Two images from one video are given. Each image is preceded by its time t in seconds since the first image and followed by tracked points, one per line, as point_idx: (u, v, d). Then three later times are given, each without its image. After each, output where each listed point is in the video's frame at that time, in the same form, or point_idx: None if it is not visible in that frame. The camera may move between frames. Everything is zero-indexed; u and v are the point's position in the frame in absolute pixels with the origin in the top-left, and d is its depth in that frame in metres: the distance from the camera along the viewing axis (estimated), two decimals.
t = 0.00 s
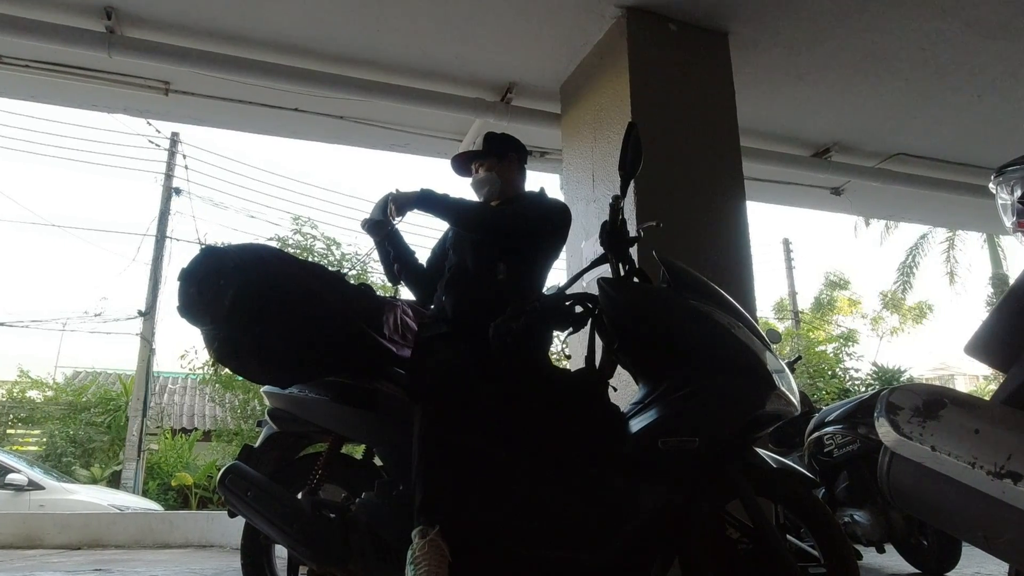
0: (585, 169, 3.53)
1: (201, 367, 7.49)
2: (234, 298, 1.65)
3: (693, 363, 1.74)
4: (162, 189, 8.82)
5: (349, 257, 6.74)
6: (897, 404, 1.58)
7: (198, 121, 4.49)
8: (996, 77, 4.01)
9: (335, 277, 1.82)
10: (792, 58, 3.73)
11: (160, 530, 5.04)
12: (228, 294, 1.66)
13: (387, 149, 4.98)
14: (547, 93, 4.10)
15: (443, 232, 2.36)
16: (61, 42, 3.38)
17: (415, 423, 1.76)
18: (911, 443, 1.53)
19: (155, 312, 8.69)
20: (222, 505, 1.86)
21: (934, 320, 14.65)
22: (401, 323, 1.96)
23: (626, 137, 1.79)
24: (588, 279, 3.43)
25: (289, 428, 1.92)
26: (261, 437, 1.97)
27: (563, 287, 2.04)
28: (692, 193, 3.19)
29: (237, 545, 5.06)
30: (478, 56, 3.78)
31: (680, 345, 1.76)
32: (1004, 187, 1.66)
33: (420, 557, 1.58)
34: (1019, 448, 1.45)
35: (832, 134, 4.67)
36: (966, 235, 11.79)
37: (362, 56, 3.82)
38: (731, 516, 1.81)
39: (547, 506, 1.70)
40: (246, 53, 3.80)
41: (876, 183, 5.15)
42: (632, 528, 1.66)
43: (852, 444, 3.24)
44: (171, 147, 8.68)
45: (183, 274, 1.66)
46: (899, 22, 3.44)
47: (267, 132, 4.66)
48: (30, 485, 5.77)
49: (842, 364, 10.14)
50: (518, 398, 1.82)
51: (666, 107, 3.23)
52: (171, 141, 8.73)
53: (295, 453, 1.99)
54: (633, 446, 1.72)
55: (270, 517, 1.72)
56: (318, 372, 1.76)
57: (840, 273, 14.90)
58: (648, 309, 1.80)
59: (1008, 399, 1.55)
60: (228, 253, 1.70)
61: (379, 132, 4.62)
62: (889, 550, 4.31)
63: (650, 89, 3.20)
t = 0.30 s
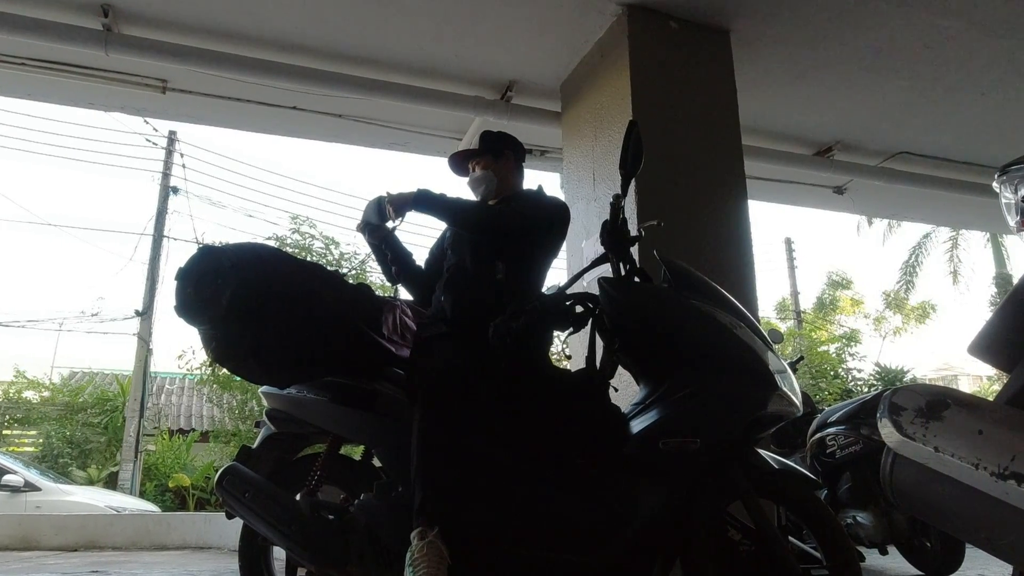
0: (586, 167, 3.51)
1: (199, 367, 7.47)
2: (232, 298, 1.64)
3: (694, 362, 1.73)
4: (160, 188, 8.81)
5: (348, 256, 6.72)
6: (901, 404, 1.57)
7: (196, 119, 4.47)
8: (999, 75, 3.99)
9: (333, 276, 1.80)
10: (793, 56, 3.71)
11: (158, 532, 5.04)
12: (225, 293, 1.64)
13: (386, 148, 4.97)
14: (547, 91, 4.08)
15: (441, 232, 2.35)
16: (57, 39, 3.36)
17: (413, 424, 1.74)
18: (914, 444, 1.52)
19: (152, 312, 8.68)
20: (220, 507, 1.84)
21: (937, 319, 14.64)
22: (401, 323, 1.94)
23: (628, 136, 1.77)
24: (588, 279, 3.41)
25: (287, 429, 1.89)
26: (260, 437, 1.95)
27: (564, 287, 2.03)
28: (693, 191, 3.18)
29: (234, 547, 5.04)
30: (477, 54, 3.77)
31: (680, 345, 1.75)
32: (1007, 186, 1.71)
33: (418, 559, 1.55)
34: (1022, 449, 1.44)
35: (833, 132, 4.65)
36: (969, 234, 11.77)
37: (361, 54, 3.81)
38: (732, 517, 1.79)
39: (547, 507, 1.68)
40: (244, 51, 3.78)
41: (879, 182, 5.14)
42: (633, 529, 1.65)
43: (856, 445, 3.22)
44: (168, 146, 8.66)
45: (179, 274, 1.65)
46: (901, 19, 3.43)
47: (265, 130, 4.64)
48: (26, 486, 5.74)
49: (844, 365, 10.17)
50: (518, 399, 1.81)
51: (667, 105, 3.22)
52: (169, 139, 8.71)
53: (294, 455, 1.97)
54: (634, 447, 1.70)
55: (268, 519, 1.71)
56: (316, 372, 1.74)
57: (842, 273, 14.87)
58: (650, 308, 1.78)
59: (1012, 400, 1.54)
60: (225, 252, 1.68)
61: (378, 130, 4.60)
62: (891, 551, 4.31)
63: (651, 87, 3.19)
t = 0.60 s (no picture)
0: (586, 166, 3.50)
1: (197, 367, 7.46)
2: (229, 298, 1.62)
3: (696, 363, 1.72)
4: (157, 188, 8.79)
5: (347, 255, 6.71)
6: (904, 405, 1.56)
7: (193, 118, 4.45)
8: (1002, 73, 3.98)
9: (332, 276, 1.79)
10: (794, 54, 3.70)
11: (156, 533, 5.03)
12: (223, 293, 1.63)
13: (385, 147, 4.95)
14: (547, 89, 4.07)
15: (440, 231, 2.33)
16: (54, 37, 3.35)
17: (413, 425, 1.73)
18: (918, 445, 1.52)
19: (149, 312, 8.66)
20: (218, 508, 1.82)
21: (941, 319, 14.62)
22: (400, 323, 1.93)
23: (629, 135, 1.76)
24: (590, 279, 3.40)
25: (285, 429, 1.88)
26: (258, 438, 1.94)
27: (564, 287, 2.01)
28: (695, 190, 3.16)
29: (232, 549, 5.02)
30: (477, 52, 3.75)
31: (682, 346, 1.74)
32: (1012, 183, 1.70)
33: (417, 561, 1.54)
34: None
35: (835, 131, 4.64)
36: (972, 233, 11.74)
37: (361, 52, 3.79)
38: (733, 518, 1.78)
39: (547, 509, 1.67)
40: (242, 49, 3.77)
41: (881, 181, 5.12)
42: (634, 531, 1.64)
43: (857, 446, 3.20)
44: (165, 145, 8.64)
45: (176, 274, 1.63)
46: (903, 17, 3.42)
47: (263, 129, 4.62)
48: (22, 488, 5.74)
49: (847, 365, 10.17)
50: (519, 399, 1.79)
51: (669, 103, 3.20)
52: (166, 138, 8.69)
53: (292, 456, 1.96)
54: (634, 448, 1.69)
55: (265, 521, 1.69)
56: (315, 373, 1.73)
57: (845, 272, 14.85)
58: (651, 309, 1.76)
59: (1016, 399, 1.53)
60: (222, 252, 1.66)
61: (377, 129, 4.59)
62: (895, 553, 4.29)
63: (652, 85, 3.17)
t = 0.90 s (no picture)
0: (586, 165, 3.48)
1: (195, 368, 7.43)
2: (228, 295, 1.61)
3: (695, 363, 1.70)
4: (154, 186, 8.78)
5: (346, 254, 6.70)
6: (906, 405, 1.56)
7: (190, 116, 4.44)
8: (1004, 72, 3.97)
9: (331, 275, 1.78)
10: (795, 52, 3.69)
11: (152, 535, 5.02)
12: (221, 291, 1.61)
13: (384, 145, 4.94)
14: (547, 87, 4.05)
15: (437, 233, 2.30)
16: (50, 34, 3.33)
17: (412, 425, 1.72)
18: (921, 446, 1.52)
19: (146, 312, 8.65)
20: (215, 509, 1.80)
21: (943, 319, 14.59)
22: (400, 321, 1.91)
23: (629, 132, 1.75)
24: (591, 278, 3.39)
25: (284, 430, 1.87)
26: (256, 439, 1.92)
27: (564, 287, 2.00)
28: (697, 189, 3.15)
29: (229, 551, 5.01)
30: (476, 49, 3.74)
31: (681, 346, 1.72)
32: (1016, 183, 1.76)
33: (417, 562, 1.53)
34: None
35: (836, 130, 4.63)
36: (975, 233, 11.72)
37: (361, 50, 3.78)
38: (735, 520, 1.77)
39: (548, 510, 1.65)
40: (242, 48, 3.76)
41: (883, 180, 5.11)
42: (634, 532, 1.63)
43: (860, 448, 3.17)
44: (163, 143, 8.63)
45: (174, 272, 1.61)
46: (905, 14, 3.40)
47: (261, 127, 4.61)
48: (18, 489, 5.72)
49: (849, 365, 10.09)
50: (519, 400, 1.78)
51: (670, 102, 3.19)
52: (163, 137, 8.68)
53: (291, 457, 1.94)
54: (635, 447, 1.67)
55: (264, 522, 1.68)
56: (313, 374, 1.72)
57: (847, 272, 14.83)
58: (650, 308, 1.75)
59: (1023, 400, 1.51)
60: (221, 250, 1.65)
61: (376, 127, 4.57)
62: (897, 555, 4.29)
63: (653, 83, 3.16)
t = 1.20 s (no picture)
0: (587, 164, 3.47)
1: (193, 368, 7.42)
2: (226, 294, 1.59)
3: (694, 363, 1.69)
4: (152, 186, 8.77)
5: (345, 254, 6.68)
6: (909, 406, 1.53)
7: (188, 114, 4.42)
8: (1007, 70, 3.95)
9: (330, 275, 1.76)
10: (796, 50, 3.67)
11: (149, 536, 5.02)
12: (219, 290, 1.59)
13: (383, 144, 4.92)
14: (547, 85, 4.04)
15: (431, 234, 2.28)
16: (46, 32, 3.32)
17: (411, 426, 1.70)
18: (924, 447, 1.49)
19: (144, 311, 8.63)
20: (213, 510, 1.79)
21: (947, 319, 14.57)
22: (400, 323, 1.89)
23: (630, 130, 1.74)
24: (591, 278, 3.38)
25: (282, 430, 1.85)
26: (254, 440, 1.91)
27: (564, 287, 1.99)
28: (699, 188, 3.14)
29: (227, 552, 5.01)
30: (476, 48, 3.72)
31: (682, 347, 1.71)
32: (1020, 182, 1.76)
33: (416, 564, 1.49)
34: None
35: (838, 129, 4.61)
36: (979, 232, 11.69)
37: (360, 48, 3.77)
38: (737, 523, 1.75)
39: (547, 512, 1.64)
40: (241, 45, 3.75)
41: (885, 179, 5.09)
42: (635, 534, 1.61)
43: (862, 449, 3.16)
44: (160, 142, 8.62)
45: (172, 273, 1.60)
46: (907, 12, 3.39)
47: (260, 125, 4.60)
48: (15, 489, 5.71)
49: (852, 366, 10.09)
50: (519, 400, 1.76)
51: (671, 100, 3.17)
52: (160, 135, 8.67)
53: (290, 457, 1.93)
54: (636, 448, 1.66)
55: (261, 524, 1.66)
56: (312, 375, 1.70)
57: (850, 272, 14.81)
58: (651, 307, 1.75)
59: None
60: (219, 250, 1.63)
61: (375, 126, 4.56)
62: (899, 557, 4.28)
63: (654, 81, 3.15)
